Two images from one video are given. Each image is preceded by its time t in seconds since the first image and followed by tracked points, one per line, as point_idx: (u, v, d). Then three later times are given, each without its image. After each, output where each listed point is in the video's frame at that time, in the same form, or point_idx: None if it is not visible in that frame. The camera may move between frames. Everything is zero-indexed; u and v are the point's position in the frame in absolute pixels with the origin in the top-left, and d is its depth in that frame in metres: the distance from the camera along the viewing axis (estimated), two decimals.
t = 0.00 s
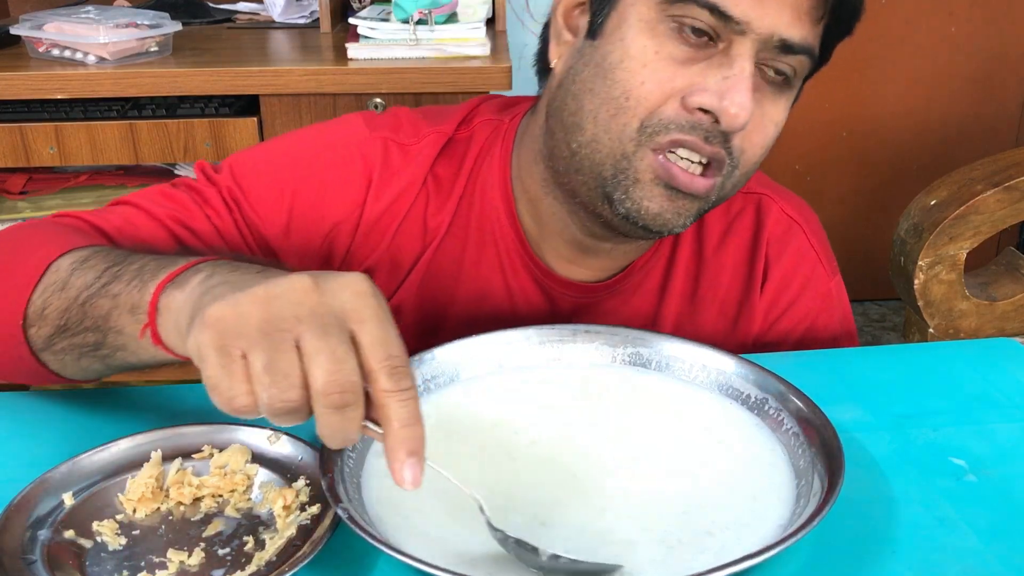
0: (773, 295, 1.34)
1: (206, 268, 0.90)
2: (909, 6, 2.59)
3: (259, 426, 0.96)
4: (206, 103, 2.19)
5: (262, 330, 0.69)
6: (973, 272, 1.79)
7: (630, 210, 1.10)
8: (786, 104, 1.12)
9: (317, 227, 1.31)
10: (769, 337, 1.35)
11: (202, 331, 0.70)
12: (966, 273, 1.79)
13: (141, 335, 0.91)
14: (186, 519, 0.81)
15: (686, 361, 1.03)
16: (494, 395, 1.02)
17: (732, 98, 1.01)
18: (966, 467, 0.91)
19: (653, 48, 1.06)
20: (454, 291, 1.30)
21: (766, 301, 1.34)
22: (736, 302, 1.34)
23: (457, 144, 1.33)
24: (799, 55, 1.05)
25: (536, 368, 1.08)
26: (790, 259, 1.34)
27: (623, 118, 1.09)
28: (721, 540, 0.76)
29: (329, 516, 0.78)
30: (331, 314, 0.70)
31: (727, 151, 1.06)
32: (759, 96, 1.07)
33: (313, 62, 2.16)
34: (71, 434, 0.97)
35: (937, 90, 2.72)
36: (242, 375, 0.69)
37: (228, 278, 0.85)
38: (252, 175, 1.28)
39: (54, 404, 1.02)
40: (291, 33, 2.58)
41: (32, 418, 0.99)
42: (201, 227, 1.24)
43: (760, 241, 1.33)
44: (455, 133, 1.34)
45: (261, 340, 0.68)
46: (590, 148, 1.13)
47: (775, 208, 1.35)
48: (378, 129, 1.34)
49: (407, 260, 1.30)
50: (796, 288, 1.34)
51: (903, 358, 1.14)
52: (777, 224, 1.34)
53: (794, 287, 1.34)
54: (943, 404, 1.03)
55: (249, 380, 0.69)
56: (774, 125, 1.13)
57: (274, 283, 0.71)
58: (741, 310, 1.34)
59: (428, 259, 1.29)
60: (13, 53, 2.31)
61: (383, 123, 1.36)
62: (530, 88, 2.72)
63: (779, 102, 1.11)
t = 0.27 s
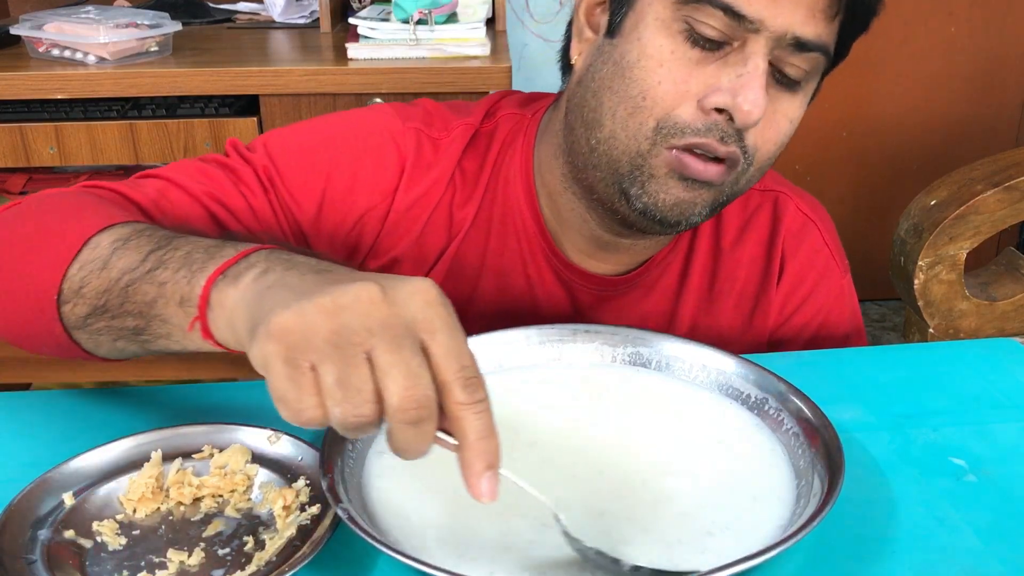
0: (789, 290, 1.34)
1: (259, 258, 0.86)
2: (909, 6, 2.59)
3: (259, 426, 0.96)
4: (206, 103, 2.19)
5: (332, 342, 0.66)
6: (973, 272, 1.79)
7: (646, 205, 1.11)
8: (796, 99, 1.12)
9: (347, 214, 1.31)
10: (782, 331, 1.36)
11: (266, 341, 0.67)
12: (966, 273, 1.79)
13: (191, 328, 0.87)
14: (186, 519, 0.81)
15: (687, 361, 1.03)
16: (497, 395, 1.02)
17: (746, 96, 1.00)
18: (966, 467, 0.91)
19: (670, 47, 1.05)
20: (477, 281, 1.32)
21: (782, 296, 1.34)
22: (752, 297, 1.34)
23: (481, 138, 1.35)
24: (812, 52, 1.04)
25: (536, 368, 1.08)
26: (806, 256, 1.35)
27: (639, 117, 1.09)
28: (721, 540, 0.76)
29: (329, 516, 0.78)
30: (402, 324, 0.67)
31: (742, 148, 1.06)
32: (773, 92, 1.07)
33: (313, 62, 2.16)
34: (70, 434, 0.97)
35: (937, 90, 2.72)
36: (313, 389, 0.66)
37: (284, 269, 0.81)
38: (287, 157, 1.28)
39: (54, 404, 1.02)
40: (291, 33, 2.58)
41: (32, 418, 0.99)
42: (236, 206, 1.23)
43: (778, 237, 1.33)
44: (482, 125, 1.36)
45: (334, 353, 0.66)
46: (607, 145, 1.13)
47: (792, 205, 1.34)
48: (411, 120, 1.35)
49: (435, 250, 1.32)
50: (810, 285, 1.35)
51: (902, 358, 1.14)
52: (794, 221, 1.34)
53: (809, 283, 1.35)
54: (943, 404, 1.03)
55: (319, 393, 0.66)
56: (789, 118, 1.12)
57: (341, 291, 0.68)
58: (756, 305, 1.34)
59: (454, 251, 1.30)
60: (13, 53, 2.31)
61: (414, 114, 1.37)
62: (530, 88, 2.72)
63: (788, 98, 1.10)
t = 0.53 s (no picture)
0: (795, 287, 1.34)
1: (305, 249, 0.88)
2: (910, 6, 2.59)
3: (259, 426, 0.96)
4: (206, 103, 2.19)
5: (400, 356, 0.69)
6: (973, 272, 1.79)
7: (657, 190, 1.10)
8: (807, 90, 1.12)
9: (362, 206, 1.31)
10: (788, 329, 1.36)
11: (335, 358, 0.69)
12: (966, 273, 1.79)
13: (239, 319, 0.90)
14: (186, 519, 0.82)
15: (686, 361, 1.03)
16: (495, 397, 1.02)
17: (757, 88, 1.01)
18: (966, 466, 0.91)
19: (681, 41, 1.05)
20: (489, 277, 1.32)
21: (789, 293, 1.34)
22: (759, 293, 1.34)
23: (495, 134, 1.35)
24: (822, 45, 1.04)
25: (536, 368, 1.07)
26: (812, 253, 1.35)
27: (650, 108, 1.09)
28: (722, 540, 0.76)
29: (329, 516, 0.78)
30: (463, 330, 0.70)
31: (751, 140, 1.06)
32: (783, 85, 1.07)
33: (313, 62, 2.16)
34: (70, 434, 0.97)
35: (937, 90, 2.72)
36: (386, 400, 0.70)
37: (332, 261, 0.84)
38: (304, 148, 1.28)
39: (53, 404, 1.02)
40: (291, 33, 2.58)
41: (31, 419, 0.99)
42: (255, 193, 1.23)
43: (784, 234, 1.33)
44: (495, 121, 1.37)
45: (402, 367, 0.69)
46: (617, 135, 1.13)
47: (799, 203, 1.35)
48: (426, 116, 1.35)
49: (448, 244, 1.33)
50: (816, 283, 1.35)
51: (901, 358, 1.13)
52: (801, 218, 1.34)
53: (814, 281, 1.35)
54: (943, 404, 1.03)
55: (392, 403, 0.70)
56: (799, 110, 1.12)
57: (399, 302, 0.70)
58: (763, 302, 1.34)
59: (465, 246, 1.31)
60: (13, 53, 2.31)
61: (430, 109, 1.38)
62: (530, 88, 2.72)
63: (800, 89, 1.10)
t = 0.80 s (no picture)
0: (795, 285, 1.35)
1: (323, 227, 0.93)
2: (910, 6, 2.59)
3: (259, 426, 0.96)
4: (206, 103, 2.19)
5: (418, 334, 0.75)
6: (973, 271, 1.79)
7: (658, 192, 1.10)
8: (807, 93, 1.11)
9: (363, 196, 1.32)
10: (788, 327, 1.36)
11: (355, 336, 0.75)
12: (966, 273, 1.79)
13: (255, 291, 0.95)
14: (186, 519, 0.81)
15: (686, 361, 1.04)
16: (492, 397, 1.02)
17: (752, 96, 1.00)
18: (966, 467, 0.91)
19: (678, 48, 1.05)
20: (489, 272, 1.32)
21: (789, 291, 1.34)
22: (759, 291, 1.34)
23: (498, 129, 1.36)
24: (820, 51, 1.04)
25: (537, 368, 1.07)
26: (812, 252, 1.35)
27: (649, 113, 1.09)
28: (722, 540, 0.76)
29: (329, 516, 0.78)
30: (476, 308, 0.75)
31: (749, 146, 1.06)
32: (781, 90, 1.07)
33: (313, 62, 2.16)
34: (69, 435, 0.96)
35: (937, 90, 2.72)
36: (405, 374, 0.76)
37: (345, 239, 0.89)
38: (307, 137, 1.29)
39: (53, 404, 1.02)
40: (291, 33, 2.58)
41: (31, 419, 0.99)
42: (255, 175, 1.24)
43: (785, 232, 1.33)
44: (498, 117, 1.38)
45: (420, 343, 0.75)
46: (619, 137, 1.13)
47: (799, 202, 1.35)
48: (431, 111, 1.36)
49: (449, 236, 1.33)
50: (816, 281, 1.35)
51: (901, 358, 1.13)
52: (802, 217, 1.35)
53: (815, 279, 1.35)
54: (943, 404, 1.03)
55: (411, 377, 0.76)
56: (799, 114, 1.12)
57: (415, 283, 0.75)
58: (764, 299, 1.34)
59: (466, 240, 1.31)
60: (13, 53, 2.31)
61: (434, 105, 1.39)
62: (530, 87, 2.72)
63: (800, 92, 1.10)
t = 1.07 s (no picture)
0: (791, 284, 1.34)
1: (328, 204, 0.97)
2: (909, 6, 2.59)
3: (259, 426, 0.96)
4: (206, 103, 2.19)
5: (415, 305, 0.81)
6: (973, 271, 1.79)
7: (641, 204, 1.12)
8: (796, 102, 1.11)
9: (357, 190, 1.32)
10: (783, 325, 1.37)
11: (356, 307, 0.81)
12: (966, 273, 1.79)
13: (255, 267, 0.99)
14: (186, 519, 0.81)
15: (686, 361, 1.03)
16: (491, 395, 1.02)
17: (731, 112, 1.01)
18: (966, 467, 0.91)
19: (660, 60, 1.05)
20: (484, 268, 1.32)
21: (784, 290, 1.34)
22: (755, 289, 1.34)
23: (493, 127, 1.36)
24: (806, 62, 1.03)
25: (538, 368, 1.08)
26: (809, 250, 1.35)
27: (632, 125, 1.10)
28: (721, 540, 0.76)
29: (329, 516, 0.78)
30: (467, 279, 0.81)
31: (731, 160, 1.06)
32: (766, 101, 1.06)
33: (313, 62, 2.16)
34: (69, 435, 0.96)
35: (937, 90, 2.72)
36: (402, 342, 0.82)
37: (342, 218, 0.93)
38: (302, 132, 1.30)
39: (52, 404, 1.02)
40: (291, 33, 2.57)
41: (31, 418, 0.99)
42: (246, 163, 1.26)
43: (781, 231, 1.33)
44: (493, 115, 1.38)
45: (416, 314, 0.81)
46: (605, 149, 1.14)
47: (796, 200, 1.34)
48: (426, 107, 1.36)
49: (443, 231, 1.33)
50: (812, 280, 1.35)
51: (902, 359, 1.13)
52: (797, 216, 1.34)
53: (811, 278, 1.35)
54: (943, 404, 1.03)
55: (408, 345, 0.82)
56: (787, 123, 1.11)
57: (411, 257, 0.82)
58: (759, 298, 1.34)
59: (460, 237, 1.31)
60: (13, 53, 2.31)
61: (430, 101, 1.39)
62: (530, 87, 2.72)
63: (788, 101, 1.09)
